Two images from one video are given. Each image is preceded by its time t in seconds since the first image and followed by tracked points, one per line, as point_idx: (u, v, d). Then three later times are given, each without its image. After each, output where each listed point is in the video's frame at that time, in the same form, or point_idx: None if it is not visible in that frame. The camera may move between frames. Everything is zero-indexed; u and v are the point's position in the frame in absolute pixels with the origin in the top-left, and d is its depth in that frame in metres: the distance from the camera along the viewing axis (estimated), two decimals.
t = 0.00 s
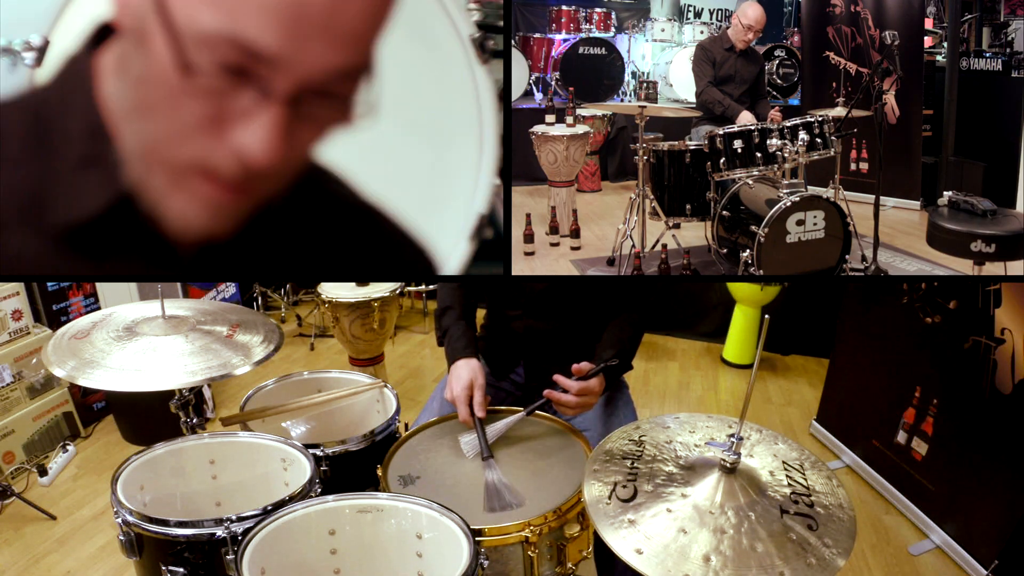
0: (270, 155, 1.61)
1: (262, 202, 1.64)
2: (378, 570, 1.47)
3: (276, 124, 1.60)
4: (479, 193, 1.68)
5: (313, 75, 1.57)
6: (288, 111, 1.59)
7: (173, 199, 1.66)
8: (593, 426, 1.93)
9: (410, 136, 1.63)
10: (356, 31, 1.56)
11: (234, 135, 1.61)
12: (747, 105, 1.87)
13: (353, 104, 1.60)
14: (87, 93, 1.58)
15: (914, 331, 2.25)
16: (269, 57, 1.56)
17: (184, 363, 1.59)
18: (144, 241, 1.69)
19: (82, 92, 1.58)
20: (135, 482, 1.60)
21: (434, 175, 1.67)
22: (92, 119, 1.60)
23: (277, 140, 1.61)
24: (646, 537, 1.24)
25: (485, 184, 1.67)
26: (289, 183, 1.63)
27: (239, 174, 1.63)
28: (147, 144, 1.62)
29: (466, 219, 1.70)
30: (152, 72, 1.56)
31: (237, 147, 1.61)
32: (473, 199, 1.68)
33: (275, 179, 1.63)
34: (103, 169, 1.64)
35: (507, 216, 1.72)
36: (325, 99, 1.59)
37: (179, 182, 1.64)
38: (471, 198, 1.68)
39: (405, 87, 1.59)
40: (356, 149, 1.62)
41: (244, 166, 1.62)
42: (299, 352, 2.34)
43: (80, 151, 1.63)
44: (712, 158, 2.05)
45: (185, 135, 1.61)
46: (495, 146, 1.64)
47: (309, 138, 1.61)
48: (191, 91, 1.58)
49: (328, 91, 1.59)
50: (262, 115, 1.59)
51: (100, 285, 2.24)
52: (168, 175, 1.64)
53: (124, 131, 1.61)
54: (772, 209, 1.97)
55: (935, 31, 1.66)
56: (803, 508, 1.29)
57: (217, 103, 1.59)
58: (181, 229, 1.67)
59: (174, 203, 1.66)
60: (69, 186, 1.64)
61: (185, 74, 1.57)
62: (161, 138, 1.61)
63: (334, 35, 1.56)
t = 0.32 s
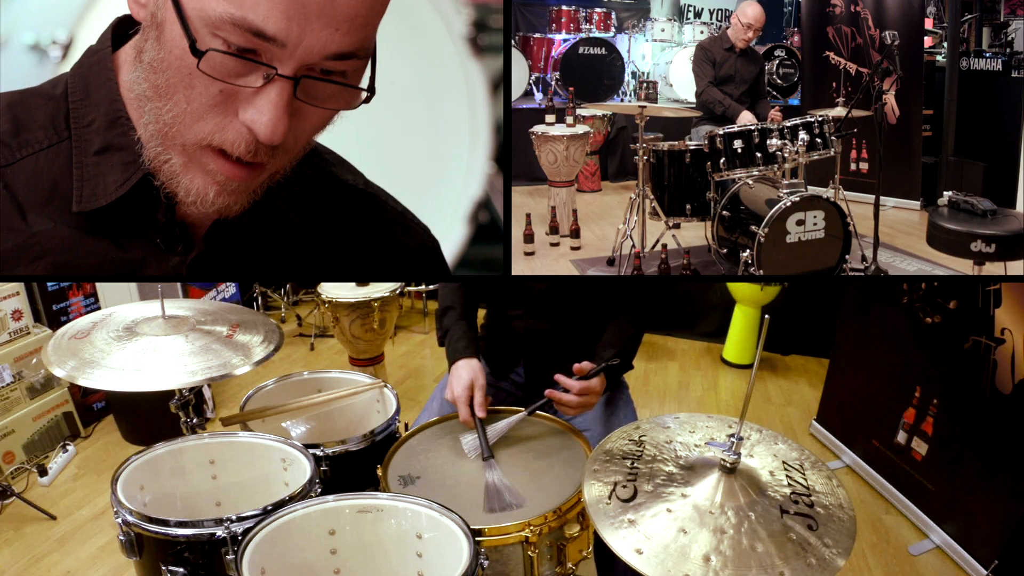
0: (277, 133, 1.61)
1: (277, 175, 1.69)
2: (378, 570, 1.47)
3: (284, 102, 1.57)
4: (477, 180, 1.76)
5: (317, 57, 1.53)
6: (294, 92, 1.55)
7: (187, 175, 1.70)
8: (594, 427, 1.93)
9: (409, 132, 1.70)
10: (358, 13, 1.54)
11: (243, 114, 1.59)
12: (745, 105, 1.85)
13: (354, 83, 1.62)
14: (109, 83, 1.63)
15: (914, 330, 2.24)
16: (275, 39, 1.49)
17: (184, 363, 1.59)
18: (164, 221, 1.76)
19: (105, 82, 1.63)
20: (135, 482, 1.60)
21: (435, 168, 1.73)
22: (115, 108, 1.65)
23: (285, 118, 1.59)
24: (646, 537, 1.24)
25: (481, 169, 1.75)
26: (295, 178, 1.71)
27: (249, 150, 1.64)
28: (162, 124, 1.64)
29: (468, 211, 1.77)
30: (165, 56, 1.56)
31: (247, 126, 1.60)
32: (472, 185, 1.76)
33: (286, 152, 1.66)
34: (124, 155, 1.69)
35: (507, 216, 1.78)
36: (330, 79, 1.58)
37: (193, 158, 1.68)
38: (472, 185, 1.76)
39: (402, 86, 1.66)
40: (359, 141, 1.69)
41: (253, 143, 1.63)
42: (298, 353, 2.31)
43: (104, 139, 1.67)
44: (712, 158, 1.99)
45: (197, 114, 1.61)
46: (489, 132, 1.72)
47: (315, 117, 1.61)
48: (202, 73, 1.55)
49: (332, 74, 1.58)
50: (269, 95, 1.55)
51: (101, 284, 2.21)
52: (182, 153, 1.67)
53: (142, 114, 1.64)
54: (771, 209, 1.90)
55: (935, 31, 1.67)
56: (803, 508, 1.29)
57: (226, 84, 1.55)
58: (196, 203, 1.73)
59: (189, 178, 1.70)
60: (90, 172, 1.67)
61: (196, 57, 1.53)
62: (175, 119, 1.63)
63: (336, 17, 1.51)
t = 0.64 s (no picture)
0: (274, 46, 1.63)
1: (276, 98, 1.67)
2: (379, 570, 1.47)
3: (273, 21, 1.61)
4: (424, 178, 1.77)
5: None
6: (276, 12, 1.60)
7: (202, 104, 1.68)
8: (594, 427, 1.93)
9: (360, 133, 1.72)
10: None
11: (240, 35, 1.62)
12: (746, 107, 1.85)
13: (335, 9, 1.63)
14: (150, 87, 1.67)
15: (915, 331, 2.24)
16: None
17: (184, 363, 1.59)
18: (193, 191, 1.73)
19: (152, 91, 1.67)
20: (135, 482, 1.60)
21: (386, 166, 1.75)
22: (159, 109, 1.68)
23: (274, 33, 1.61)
24: (646, 537, 1.24)
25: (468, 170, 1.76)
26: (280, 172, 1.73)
27: (247, 69, 1.64)
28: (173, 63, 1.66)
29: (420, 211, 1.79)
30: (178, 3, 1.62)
31: (242, 44, 1.62)
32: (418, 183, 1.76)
33: (282, 67, 1.65)
34: (167, 144, 1.70)
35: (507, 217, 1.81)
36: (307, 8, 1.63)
37: (205, 88, 1.66)
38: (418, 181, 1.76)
39: (353, 90, 1.69)
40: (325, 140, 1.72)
41: (252, 61, 1.64)
42: (299, 353, 2.33)
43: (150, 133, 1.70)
44: (712, 158, 1.94)
45: (205, 46, 1.64)
46: (436, 133, 1.73)
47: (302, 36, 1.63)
48: (206, 8, 1.60)
49: None
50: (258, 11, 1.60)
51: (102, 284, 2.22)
52: (196, 87, 1.66)
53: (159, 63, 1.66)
54: (771, 209, 1.87)
55: (935, 31, 1.70)
56: (803, 508, 1.29)
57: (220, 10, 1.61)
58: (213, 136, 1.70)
59: (203, 107, 1.68)
60: (135, 158, 1.69)
61: None
62: (188, 57, 1.65)
63: None
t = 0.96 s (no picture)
0: (270, 55, 1.68)
1: (273, 108, 1.72)
2: (378, 570, 1.47)
3: (270, 28, 1.66)
4: (419, 201, 1.81)
5: None
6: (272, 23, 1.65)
7: (203, 119, 1.73)
8: (594, 427, 1.93)
9: (359, 159, 1.78)
10: None
11: (239, 46, 1.67)
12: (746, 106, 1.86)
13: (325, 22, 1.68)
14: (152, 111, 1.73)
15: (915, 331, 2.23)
16: None
17: (184, 363, 1.59)
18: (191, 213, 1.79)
19: (154, 116, 1.73)
20: (135, 482, 1.60)
21: (378, 187, 1.80)
22: (161, 133, 1.75)
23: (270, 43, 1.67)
24: (646, 537, 1.24)
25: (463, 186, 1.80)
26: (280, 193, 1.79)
27: (246, 81, 1.70)
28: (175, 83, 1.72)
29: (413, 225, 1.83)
30: (177, 22, 1.67)
31: (241, 57, 1.68)
32: (413, 206, 1.81)
33: (279, 74, 1.70)
34: (166, 166, 1.77)
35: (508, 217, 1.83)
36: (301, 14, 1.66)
37: (206, 103, 1.72)
38: (413, 203, 1.81)
39: (348, 114, 1.75)
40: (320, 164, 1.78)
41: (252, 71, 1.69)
42: (299, 353, 2.21)
43: (150, 155, 1.76)
44: (712, 158, 1.94)
45: (204, 61, 1.69)
46: (430, 157, 1.78)
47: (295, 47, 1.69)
48: (205, 23, 1.66)
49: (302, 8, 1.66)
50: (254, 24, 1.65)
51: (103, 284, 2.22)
52: (196, 101, 1.72)
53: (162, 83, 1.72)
54: (771, 209, 1.88)
55: (935, 31, 1.73)
56: (803, 508, 1.29)
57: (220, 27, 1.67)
58: (213, 149, 1.76)
59: (204, 122, 1.74)
60: (136, 181, 1.76)
61: (197, 3, 1.65)
62: (188, 74, 1.70)
63: None
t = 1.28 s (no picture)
0: (236, 156, 1.78)
1: (234, 202, 1.84)
2: (378, 570, 1.47)
3: (238, 136, 1.76)
4: (379, 241, 1.89)
5: (255, 102, 1.74)
6: (240, 129, 1.75)
7: (165, 204, 1.83)
8: (593, 427, 1.92)
9: (322, 200, 1.85)
10: (287, 64, 1.72)
11: (204, 147, 1.76)
12: (745, 107, 1.87)
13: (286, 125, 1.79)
14: (107, 160, 1.79)
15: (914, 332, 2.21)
16: (225, 86, 1.70)
17: (184, 363, 1.59)
18: (146, 257, 1.89)
19: (108, 162, 1.79)
20: (135, 482, 1.60)
21: (338, 225, 1.87)
22: (112, 178, 1.81)
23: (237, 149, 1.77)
24: (646, 537, 1.24)
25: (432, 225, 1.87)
26: (239, 233, 1.88)
27: (209, 176, 1.80)
28: (141, 168, 1.80)
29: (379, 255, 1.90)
30: (144, 110, 1.74)
31: (207, 157, 1.77)
32: (374, 246, 1.89)
33: (243, 177, 1.81)
34: (118, 211, 1.84)
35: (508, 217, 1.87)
36: (267, 119, 1.77)
37: (169, 190, 1.82)
38: (374, 244, 1.88)
39: (307, 159, 1.81)
40: (284, 203, 1.85)
41: (215, 172, 1.79)
42: (299, 354, 2.23)
43: (103, 201, 1.83)
44: (712, 158, 1.94)
45: (170, 152, 1.78)
46: (389, 199, 1.85)
47: (258, 152, 1.79)
48: (173, 120, 1.74)
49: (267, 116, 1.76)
50: (222, 131, 1.75)
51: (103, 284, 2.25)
52: (159, 187, 1.81)
53: (127, 163, 1.80)
54: (771, 209, 1.87)
55: (935, 31, 1.74)
56: (803, 508, 1.29)
57: (190, 127, 1.75)
58: (173, 230, 1.86)
59: (166, 207, 1.83)
60: (89, 226, 1.85)
61: (167, 103, 1.73)
62: (153, 159, 1.79)
63: (270, 67, 1.71)
